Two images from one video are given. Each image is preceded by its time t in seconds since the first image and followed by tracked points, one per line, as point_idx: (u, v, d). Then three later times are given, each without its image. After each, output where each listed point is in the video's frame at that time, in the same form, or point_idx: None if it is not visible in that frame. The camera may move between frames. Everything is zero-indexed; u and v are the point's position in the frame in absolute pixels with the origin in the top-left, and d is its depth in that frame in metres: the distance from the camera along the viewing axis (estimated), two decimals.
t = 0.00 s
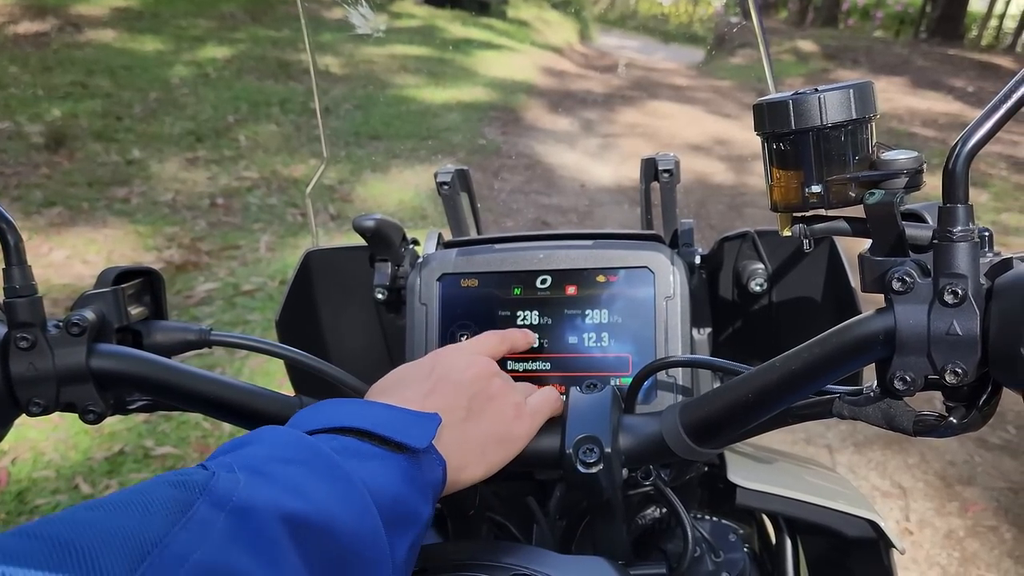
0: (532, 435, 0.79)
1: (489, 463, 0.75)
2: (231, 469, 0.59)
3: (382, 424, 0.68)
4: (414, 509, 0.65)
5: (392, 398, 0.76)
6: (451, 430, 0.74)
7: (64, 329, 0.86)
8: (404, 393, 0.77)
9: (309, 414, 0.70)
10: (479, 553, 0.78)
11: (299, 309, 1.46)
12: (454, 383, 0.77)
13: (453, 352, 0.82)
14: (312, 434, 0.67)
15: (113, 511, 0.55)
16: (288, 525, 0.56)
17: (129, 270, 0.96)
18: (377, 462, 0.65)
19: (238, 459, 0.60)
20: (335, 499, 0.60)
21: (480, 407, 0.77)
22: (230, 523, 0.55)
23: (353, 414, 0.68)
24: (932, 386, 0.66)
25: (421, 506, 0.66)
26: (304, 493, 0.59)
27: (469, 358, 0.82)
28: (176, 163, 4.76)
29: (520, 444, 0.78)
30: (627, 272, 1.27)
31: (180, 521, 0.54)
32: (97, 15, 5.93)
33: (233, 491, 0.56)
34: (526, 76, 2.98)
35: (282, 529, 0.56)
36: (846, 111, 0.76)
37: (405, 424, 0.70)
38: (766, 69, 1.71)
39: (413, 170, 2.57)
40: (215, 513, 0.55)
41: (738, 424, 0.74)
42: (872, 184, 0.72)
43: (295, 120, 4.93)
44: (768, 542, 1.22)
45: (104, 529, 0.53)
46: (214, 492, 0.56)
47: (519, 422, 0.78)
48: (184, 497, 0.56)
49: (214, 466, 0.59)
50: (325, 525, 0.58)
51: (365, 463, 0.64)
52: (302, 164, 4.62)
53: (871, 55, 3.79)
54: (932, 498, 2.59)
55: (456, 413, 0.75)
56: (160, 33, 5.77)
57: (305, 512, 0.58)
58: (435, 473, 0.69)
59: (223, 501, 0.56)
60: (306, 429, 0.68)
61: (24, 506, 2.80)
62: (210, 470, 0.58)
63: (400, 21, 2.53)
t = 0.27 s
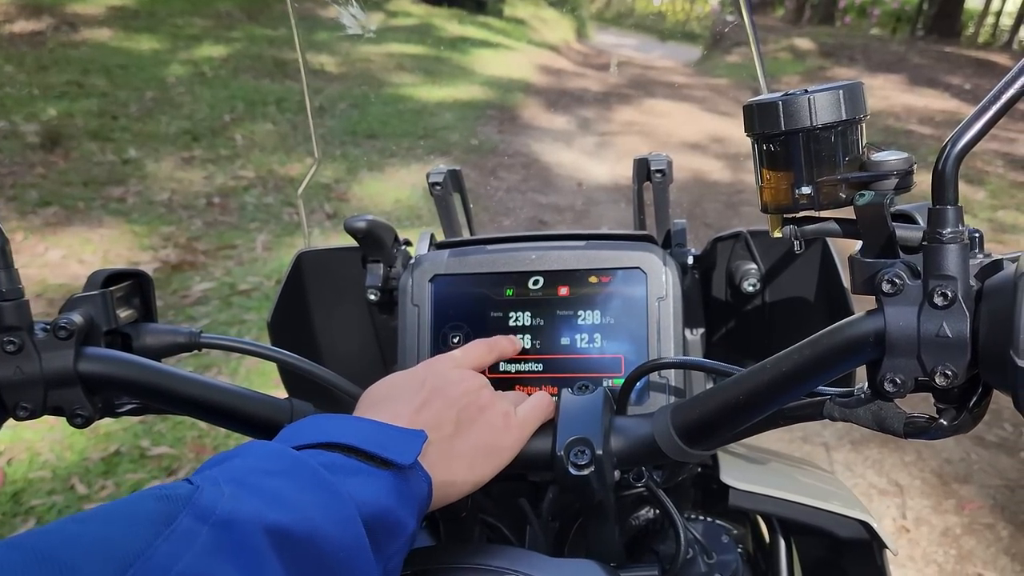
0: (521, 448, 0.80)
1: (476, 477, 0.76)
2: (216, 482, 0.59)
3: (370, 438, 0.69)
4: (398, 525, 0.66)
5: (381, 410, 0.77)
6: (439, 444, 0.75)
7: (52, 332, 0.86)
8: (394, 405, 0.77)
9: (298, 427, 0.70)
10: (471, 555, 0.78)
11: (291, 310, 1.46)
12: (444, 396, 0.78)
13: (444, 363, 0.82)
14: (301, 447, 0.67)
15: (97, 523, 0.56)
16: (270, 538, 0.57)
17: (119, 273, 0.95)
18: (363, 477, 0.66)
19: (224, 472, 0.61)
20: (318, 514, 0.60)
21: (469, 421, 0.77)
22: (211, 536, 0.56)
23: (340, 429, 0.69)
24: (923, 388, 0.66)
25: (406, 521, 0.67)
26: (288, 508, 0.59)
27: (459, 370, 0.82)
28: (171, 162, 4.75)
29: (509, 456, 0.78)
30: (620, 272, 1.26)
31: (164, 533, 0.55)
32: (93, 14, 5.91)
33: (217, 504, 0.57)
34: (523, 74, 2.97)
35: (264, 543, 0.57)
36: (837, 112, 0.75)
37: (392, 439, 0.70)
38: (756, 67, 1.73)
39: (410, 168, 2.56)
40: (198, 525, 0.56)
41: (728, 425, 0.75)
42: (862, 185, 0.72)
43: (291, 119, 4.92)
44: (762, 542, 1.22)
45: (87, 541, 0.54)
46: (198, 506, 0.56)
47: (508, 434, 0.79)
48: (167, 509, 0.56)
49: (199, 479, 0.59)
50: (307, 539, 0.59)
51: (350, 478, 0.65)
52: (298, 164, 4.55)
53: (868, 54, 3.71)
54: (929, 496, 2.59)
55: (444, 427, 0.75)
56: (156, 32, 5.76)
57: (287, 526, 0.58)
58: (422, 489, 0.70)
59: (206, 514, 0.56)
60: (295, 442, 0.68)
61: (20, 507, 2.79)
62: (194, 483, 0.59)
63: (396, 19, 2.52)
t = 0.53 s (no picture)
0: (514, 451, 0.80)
1: (469, 481, 0.76)
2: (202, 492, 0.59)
3: (358, 445, 0.69)
4: (386, 531, 0.66)
5: (373, 417, 0.78)
6: (429, 449, 0.75)
7: (44, 335, 0.86)
8: (386, 412, 0.78)
9: (286, 434, 0.70)
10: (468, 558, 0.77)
11: (286, 311, 1.45)
12: (435, 402, 0.79)
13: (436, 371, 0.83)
14: (290, 455, 0.68)
15: (81, 533, 0.56)
16: (256, 546, 0.57)
17: (112, 275, 0.95)
18: (351, 484, 0.66)
19: (210, 482, 0.61)
20: (305, 522, 0.60)
21: (459, 426, 0.78)
22: (197, 546, 0.56)
23: (329, 436, 0.69)
24: (919, 390, 0.66)
25: (395, 529, 0.67)
26: (276, 515, 0.59)
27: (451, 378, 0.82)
28: (169, 162, 4.74)
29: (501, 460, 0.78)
30: (617, 272, 1.26)
31: (149, 543, 0.55)
32: (90, 13, 5.90)
33: (202, 514, 0.57)
34: (521, 73, 2.95)
35: (250, 551, 0.57)
36: (833, 113, 0.75)
37: (381, 444, 0.70)
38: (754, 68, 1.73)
39: (408, 167, 2.56)
40: (183, 535, 0.56)
41: (723, 429, 0.75)
42: (858, 186, 0.72)
43: (289, 119, 4.91)
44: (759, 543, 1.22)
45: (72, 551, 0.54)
46: (183, 515, 0.57)
47: (500, 438, 0.79)
48: (153, 519, 0.56)
49: (185, 488, 0.59)
50: (294, 547, 0.59)
51: (337, 486, 0.65)
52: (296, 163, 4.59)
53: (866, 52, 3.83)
54: (927, 495, 2.59)
55: (434, 433, 0.76)
56: (153, 31, 5.74)
57: (274, 534, 0.58)
58: (412, 495, 0.70)
59: (191, 524, 0.57)
60: (285, 450, 0.68)
61: (17, 507, 2.78)
62: (179, 493, 0.59)
63: (394, 19, 2.51)
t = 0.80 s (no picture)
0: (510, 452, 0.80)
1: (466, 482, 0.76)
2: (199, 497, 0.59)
3: (354, 448, 0.69)
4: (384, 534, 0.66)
5: (369, 420, 0.77)
6: (426, 451, 0.75)
7: (41, 337, 0.85)
8: (382, 415, 0.78)
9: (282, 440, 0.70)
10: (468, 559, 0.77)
11: (284, 311, 1.45)
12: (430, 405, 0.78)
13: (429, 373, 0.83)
14: (287, 460, 0.68)
15: (76, 540, 0.55)
16: (254, 550, 0.57)
17: (110, 276, 0.95)
18: (349, 487, 0.66)
19: (207, 486, 0.60)
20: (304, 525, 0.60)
21: (456, 427, 0.78)
22: (195, 551, 0.55)
23: (324, 439, 0.69)
24: (919, 390, 0.65)
25: (394, 531, 0.67)
26: (274, 519, 0.59)
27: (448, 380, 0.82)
28: (167, 161, 4.74)
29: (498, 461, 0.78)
30: (615, 271, 1.26)
31: (147, 549, 0.55)
32: (87, 12, 5.88)
33: (201, 519, 0.57)
34: (520, 71, 2.93)
35: (248, 555, 0.57)
36: (831, 113, 0.75)
37: (379, 447, 0.70)
38: (753, 65, 1.71)
39: (407, 166, 2.56)
40: (181, 540, 0.55)
41: (722, 430, 0.74)
42: (857, 186, 0.72)
43: (287, 118, 4.91)
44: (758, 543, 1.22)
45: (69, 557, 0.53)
46: (181, 520, 0.56)
47: (497, 439, 0.79)
48: (150, 524, 0.56)
49: (182, 494, 0.59)
50: (292, 550, 0.58)
51: (334, 490, 0.65)
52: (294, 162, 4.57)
53: (864, 50, 3.84)
54: (926, 493, 2.59)
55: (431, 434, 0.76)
56: (151, 30, 5.73)
57: (273, 538, 0.58)
58: (410, 497, 0.70)
59: (189, 529, 0.56)
60: (283, 454, 0.68)
61: (16, 507, 2.78)
62: (177, 499, 0.58)
63: (391, 18, 2.51)
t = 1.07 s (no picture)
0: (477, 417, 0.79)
1: (432, 452, 0.76)
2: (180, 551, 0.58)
3: (318, 451, 0.68)
4: (370, 533, 0.66)
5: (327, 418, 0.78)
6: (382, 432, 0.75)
7: (42, 336, 0.85)
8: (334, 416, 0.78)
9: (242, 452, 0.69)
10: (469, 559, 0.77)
11: (284, 311, 1.45)
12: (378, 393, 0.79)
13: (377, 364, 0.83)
14: (251, 481, 0.66)
15: None
16: None
17: (110, 275, 0.95)
18: (319, 498, 0.65)
19: (183, 539, 0.59)
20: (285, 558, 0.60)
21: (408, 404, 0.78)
22: None
23: (286, 448, 0.68)
24: (921, 389, 0.65)
25: (378, 530, 0.67)
26: (263, 564, 0.59)
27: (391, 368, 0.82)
28: (167, 161, 4.74)
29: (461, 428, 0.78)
30: (615, 271, 1.26)
31: None
32: (86, 11, 5.88)
33: None
34: (519, 70, 2.93)
35: None
36: (832, 112, 0.75)
37: (338, 441, 0.69)
38: (754, 66, 1.72)
39: (407, 166, 2.56)
40: None
41: (724, 428, 0.74)
42: (857, 185, 0.72)
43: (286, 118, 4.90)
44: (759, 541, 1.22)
45: None
46: None
47: (451, 410, 0.78)
48: None
49: (163, 556, 0.58)
50: None
51: (308, 508, 0.64)
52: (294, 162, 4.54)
53: (864, 50, 3.84)
54: (925, 492, 2.59)
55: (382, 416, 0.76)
56: (151, 30, 5.73)
57: None
58: (381, 486, 0.69)
59: None
60: (242, 474, 0.67)
61: (15, 507, 2.77)
62: (161, 562, 0.57)
63: (391, 17, 2.50)
